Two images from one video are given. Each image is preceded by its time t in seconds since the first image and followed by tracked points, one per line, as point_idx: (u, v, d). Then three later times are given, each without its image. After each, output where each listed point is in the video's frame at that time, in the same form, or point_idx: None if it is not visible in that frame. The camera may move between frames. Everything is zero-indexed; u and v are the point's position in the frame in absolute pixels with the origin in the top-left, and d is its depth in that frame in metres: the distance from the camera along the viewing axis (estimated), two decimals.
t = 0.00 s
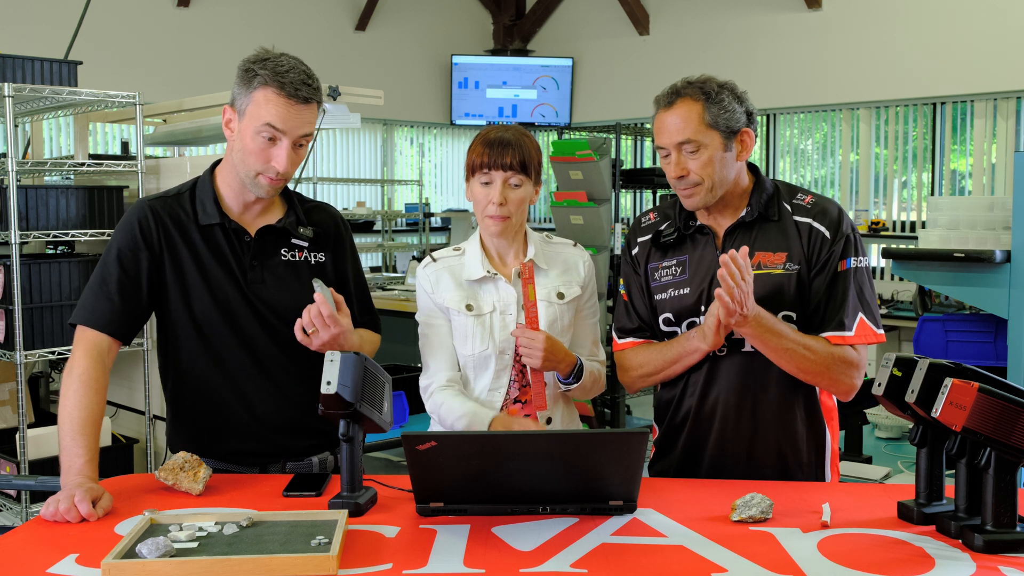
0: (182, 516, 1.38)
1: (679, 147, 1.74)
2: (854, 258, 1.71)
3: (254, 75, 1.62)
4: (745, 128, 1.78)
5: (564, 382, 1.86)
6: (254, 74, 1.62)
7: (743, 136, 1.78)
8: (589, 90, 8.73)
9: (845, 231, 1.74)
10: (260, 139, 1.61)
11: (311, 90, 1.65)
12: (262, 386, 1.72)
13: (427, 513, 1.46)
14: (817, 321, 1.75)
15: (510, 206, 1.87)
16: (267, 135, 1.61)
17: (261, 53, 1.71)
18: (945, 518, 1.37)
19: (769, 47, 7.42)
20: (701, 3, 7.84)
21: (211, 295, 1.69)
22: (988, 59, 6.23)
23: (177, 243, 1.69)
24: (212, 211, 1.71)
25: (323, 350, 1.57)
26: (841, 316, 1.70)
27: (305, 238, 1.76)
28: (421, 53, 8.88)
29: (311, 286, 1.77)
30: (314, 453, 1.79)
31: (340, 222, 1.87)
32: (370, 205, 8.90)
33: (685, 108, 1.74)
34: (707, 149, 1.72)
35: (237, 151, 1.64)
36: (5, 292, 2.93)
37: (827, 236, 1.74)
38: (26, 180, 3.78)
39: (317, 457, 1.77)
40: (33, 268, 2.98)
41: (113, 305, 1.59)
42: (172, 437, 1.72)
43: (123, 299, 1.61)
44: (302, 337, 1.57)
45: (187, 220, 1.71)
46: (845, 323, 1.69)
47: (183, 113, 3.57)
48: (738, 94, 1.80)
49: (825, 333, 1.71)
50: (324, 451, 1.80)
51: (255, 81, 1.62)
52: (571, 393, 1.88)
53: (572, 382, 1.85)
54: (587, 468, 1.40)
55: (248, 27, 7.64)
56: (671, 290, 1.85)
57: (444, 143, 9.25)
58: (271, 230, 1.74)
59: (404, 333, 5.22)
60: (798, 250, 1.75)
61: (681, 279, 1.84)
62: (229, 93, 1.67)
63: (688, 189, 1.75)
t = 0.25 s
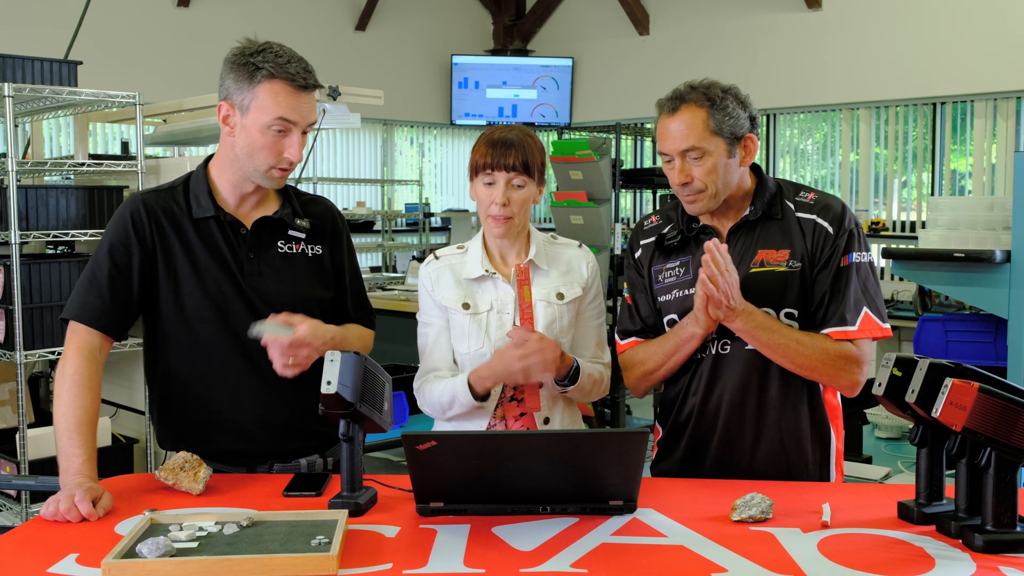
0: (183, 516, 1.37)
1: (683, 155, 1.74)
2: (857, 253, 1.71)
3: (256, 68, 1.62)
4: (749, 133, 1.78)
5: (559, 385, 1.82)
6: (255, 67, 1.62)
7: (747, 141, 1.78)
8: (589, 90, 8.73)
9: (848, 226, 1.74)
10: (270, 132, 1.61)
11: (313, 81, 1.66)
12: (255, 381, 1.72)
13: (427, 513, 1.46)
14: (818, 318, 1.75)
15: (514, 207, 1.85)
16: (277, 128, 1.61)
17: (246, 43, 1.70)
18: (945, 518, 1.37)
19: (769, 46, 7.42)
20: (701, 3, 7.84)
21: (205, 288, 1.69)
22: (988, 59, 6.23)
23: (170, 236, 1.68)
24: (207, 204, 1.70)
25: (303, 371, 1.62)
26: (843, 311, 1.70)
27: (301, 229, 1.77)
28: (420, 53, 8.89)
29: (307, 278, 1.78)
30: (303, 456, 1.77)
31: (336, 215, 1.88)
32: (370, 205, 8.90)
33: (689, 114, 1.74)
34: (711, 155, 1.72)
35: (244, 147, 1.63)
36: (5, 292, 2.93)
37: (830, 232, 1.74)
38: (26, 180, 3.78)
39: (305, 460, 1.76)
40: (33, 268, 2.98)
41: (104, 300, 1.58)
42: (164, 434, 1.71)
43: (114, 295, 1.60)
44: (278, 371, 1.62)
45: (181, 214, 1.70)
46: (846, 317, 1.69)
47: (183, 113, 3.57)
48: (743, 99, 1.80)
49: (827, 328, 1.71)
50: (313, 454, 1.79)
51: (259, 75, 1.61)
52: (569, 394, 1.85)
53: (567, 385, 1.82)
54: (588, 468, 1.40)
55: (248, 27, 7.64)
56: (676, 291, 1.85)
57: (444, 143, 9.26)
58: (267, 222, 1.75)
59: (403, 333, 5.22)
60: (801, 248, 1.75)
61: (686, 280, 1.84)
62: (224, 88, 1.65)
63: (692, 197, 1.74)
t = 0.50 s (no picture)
0: (182, 516, 1.37)
1: (684, 155, 1.74)
2: (860, 254, 1.70)
3: (267, 73, 1.61)
4: (751, 137, 1.78)
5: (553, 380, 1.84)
6: (265, 73, 1.61)
7: (749, 145, 1.77)
8: (589, 90, 8.73)
9: (851, 226, 1.73)
10: (279, 139, 1.62)
11: (320, 87, 1.67)
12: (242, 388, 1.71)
13: (427, 513, 1.46)
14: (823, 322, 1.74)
15: (517, 206, 1.86)
16: (287, 135, 1.62)
17: (253, 47, 1.69)
18: (945, 518, 1.37)
19: (769, 46, 7.42)
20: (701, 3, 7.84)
21: (196, 294, 1.69)
22: (988, 59, 6.24)
23: (162, 240, 1.68)
24: (202, 208, 1.70)
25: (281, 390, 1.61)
26: (849, 314, 1.68)
27: (296, 238, 1.76)
28: (420, 52, 8.89)
29: (300, 287, 1.77)
30: (283, 461, 1.77)
31: (334, 222, 1.87)
32: (370, 205, 8.90)
33: (692, 116, 1.73)
34: (712, 158, 1.72)
35: (252, 152, 1.63)
36: (5, 292, 2.93)
37: (833, 234, 1.73)
38: (25, 180, 3.78)
39: (284, 464, 1.76)
40: (33, 268, 2.97)
41: (93, 302, 1.58)
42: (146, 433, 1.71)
43: (104, 296, 1.60)
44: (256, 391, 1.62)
45: (175, 216, 1.70)
46: (852, 321, 1.67)
47: (183, 113, 3.57)
48: (746, 102, 1.80)
49: (833, 333, 1.69)
50: (293, 459, 1.79)
51: (269, 80, 1.61)
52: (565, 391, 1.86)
53: (560, 380, 1.83)
54: (588, 468, 1.40)
55: (248, 27, 7.64)
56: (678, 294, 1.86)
57: (444, 143, 9.26)
58: (262, 230, 1.74)
59: (403, 333, 5.22)
60: (804, 249, 1.75)
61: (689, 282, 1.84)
62: (232, 92, 1.64)
63: (691, 198, 1.74)
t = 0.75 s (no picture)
0: (183, 515, 1.37)
1: (689, 155, 1.73)
2: (866, 259, 1.70)
3: (262, 75, 1.62)
4: (756, 138, 1.78)
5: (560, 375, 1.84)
6: (261, 74, 1.62)
7: (754, 145, 1.78)
8: (589, 90, 8.73)
9: (856, 231, 1.73)
10: (273, 140, 1.61)
11: (318, 90, 1.67)
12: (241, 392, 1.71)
13: (427, 513, 1.46)
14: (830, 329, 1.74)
15: (523, 203, 1.87)
16: (281, 136, 1.62)
17: (252, 50, 1.70)
18: (945, 518, 1.37)
19: (769, 46, 7.41)
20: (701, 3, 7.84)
21: (193, 299, 1.69)
22: (988, 59, 6.24)
23: (158, 246, 1.69)
24: (199, 212, 1.70)
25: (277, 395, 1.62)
26: (857, 319, 1.68)
27: (295, 240, 1.75)
28: (420, 52, 8.89)
29: (298, 289, 1.77)
30: (280, 462, 1.77)
31: (333, 223, 1.86)
32: (370, 205, 8.90)
33: (697, 115, 1.73)
34: (717, 158, 1.72)
35: (246, 154, 1.63)
36: (5, 292, 2.92)
37: (838, 239, 1.73)
38: (25, 180, 3.78)
39: (281, 466, 1.76)
40: (33, 268, 2.97)
41: (90, 311, 1.59)
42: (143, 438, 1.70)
43: (100, 305, 1.61)
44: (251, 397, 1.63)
45: (172, 222, 1.70)
46: (860, 326, 1.67)
47: (183, 113, 3.57)
48: (751, 102, 1.80)
49: (842, 339, 1.69)
50: (289, 461, 1.78)
51: (264, 82, 1.61)
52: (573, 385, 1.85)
53: (567, 376, 1.83)
54: (588, 468, 1.40)
55: (248, 27, 7.64)
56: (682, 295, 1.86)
57: (444, 143, 9.26)
58: (259, 232, 1.73)
59: (403, 333, 5.22)
60: (809, 253, 1.74)
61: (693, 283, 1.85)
62: (228, 94, 1.65)
63: (696, 198, 1.74)
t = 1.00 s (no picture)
0: (183, 516, 1.37)
1: (698, 151, 1.74)
2: (874, 260, 1.70)
3: (258, 68, 1.62)
4: (765, 135, 1.79)
5: (568, 375, 1.86)
6: (256, 68, 1.62)
7: (762, 143, 1.79)
8: (589, 90, 8.73)
9: (863, 233, 1.73)
10: (266, 133, 1.61)
11: (312, 83, 1.67)
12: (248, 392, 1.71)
13: (427, 513, 1.46)
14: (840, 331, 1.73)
15: (532, 202, 1.87)
16: (273, 129, 1.61)
17: (251, 46, 1.70)
18: (945, 518, 1.37)
19: (769, 46, 7.41)
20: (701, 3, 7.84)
21: (196, 301, 1.68)
22: (987, 60, 6.24)
23: (159, 252, 1.68)
24: (199, 215, 1.69)
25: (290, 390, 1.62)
26: (866, 320, 1.68)
27: (295, 236, 1.75)
28: (420, 52, 8.89)
29: (300, 285, 1.77)
30: (286, 462, 1.78)
31: (332, 220, 1.86)
32: (370, 205, 8.90)
33: (706, 112, 1.74)
34: (726, 155, 1.72)
35: (239, 147, 1.63)
36: (5, 292, 2.92)
37: (845, 240, 1.73)
38: (26, 180, 3.78)
39: (287, 465, 1.76)
40: (33, 269, 2.97)
41: (92, 325, 1.61)
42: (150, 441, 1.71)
43: (102, 317, 1.62)
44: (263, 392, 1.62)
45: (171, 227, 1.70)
46: (870, 327, 1.67)
47: (183, 113, 3.57)
48: (760, 100, 1.81)
49: (852, 341, 1.69)
50: (295, 461, 1.79)
51: (259, 75, 1.62)
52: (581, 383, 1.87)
53: (575, 376, 1.85)
54: (588, 467, 1.40)
55: (248, 27, 7.63)
56: (687, 293, 1.85)
57: (444, 143, 9.26)
58: (260, 231, 1.73)
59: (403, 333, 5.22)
60: (816, 253, 1.74)
61: (698, 282, 1.84)
62: (224, 87, 1.65)
63: (704, 195, 1.74)
